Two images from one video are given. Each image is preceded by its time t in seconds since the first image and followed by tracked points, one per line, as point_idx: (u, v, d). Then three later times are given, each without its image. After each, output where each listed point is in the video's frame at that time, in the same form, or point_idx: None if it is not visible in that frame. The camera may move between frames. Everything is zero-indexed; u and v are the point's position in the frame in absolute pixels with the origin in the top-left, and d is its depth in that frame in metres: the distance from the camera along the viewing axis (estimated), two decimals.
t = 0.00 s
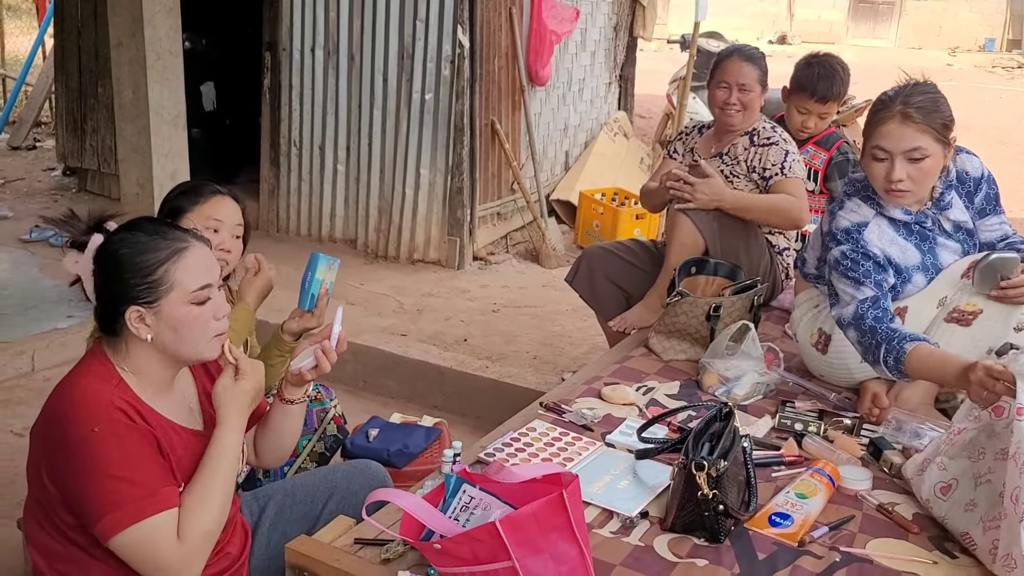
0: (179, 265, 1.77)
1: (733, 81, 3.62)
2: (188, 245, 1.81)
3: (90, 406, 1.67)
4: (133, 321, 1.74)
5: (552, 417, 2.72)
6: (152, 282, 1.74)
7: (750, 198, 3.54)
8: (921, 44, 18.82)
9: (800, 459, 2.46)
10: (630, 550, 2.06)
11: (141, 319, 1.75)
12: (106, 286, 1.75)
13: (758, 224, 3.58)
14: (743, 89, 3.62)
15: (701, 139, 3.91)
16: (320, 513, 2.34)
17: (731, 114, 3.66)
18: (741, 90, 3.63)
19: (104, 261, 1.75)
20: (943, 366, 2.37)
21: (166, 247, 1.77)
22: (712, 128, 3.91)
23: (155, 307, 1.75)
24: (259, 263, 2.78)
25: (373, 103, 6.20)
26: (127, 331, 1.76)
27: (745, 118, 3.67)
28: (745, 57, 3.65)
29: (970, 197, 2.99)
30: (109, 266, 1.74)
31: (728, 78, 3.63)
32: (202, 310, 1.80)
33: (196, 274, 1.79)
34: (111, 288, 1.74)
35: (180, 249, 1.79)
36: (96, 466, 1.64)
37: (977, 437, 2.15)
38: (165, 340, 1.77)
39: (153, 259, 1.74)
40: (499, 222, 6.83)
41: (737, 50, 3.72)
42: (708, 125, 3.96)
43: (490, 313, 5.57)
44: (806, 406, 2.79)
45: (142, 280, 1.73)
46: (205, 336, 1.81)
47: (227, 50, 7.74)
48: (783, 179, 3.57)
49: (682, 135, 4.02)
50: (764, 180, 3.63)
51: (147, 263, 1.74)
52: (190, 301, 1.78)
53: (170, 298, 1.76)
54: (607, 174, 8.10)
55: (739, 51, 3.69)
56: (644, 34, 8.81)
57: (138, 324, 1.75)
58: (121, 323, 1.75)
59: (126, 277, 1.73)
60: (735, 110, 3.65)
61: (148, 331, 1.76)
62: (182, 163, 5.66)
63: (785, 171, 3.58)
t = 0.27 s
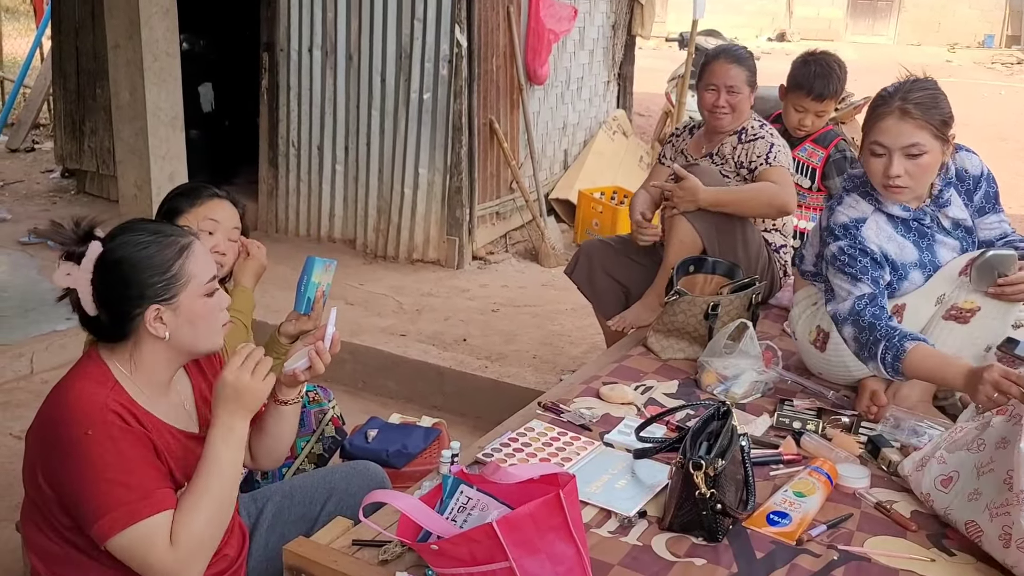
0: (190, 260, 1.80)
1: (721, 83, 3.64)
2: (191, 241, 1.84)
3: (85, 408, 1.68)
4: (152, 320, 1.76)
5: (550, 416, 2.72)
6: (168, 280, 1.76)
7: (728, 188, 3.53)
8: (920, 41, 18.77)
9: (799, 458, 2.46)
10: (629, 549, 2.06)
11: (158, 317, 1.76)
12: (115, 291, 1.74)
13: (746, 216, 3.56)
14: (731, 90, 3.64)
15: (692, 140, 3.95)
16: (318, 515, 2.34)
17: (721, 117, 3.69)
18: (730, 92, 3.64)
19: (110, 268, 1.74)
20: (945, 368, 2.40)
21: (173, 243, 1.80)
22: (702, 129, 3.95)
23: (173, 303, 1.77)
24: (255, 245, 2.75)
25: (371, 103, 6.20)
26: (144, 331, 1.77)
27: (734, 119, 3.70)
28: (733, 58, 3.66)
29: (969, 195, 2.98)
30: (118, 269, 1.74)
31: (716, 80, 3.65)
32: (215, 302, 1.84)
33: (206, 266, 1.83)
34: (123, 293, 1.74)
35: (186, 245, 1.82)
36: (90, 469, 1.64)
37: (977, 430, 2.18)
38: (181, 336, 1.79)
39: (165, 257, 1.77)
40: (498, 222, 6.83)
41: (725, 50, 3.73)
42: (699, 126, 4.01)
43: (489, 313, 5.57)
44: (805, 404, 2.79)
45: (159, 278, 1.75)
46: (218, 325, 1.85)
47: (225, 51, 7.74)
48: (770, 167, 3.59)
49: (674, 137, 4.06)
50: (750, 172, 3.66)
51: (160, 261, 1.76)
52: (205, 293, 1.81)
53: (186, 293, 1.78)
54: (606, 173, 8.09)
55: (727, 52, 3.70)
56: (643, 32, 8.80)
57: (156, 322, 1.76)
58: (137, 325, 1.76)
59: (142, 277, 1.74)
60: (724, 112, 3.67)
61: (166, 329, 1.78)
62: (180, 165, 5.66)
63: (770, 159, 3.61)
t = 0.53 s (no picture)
0: (194, 259, 1.81)
1: (696, 82, 3.61)
2: (192, 240, 1.84)
3: (77, 407, 1.67)
4: (156, 319, 1.75)
5: (548, 415, 2.71)
6: (174, 279, 1.76)
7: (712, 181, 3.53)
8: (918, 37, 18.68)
9: (796, 454, 2.45)
10: (626, 547, 2.06)
11: (162, 317, 1.76)
12: (121, 291, 1.72)
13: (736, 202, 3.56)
14: (707, 90, 3.61)
15: (670, 143, 3.95)
16: (315, 515, 2.34)
17: (697, 117, 3.67)
18: (705, 91, 3.61)
19: (114, 266, 1.72)
20: (941, 364, 2.40)
21: (178, 242, 1.80)
22: (679, 130, 3.94)
23: (178, 301, 1.77)
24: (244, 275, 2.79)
25: (368, 103, 6.20)
26: (147, 329, 1.76)
27: (710, 118, 3.68)
28: (707, 58, 3.64)
29: (966, 189, 2.97)
30: (125, 269, 1.72)
31: (692, 80, 3.62)
32: (215, 301, 1.85)
33: (208, 266, 1.84)
34: (128, 292, 1.72)
35: (189, 244, 1.82)
36: (86, 466, 1.64)
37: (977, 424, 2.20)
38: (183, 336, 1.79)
39: (171, 256, 1.77)
40: (496, 221, 6.83)
41: (697, 50, 3.70)
42: (674, 127, 4.00)
43: (487, 312, 5.56)
44: (802, 401, 2.79)
45: (166, 277, 1.75)
46: (216, 324, 1.85)
47: (220, 52, 7.73)
48: (747, 148, 3.60)
49: (652, 143, 4.05)
50: (728, 159, 3.67)
51: (167, 261, 1.76)
52: (206, 293, 1.82)
53: (190, 292, 1.79)
54: (603, 171, 8.08)
55: (701, 52, 3.67)
56: (640, 30, 8.79)
57: (159, 321, 1.76)
58: (140, 323, 1.75)
59: (150, 276, 1.74)
60: (700, 112, 3.64)
61: (168, 328, 1.78)
62: (176, 166, 5.66)
63: (746, 142, 3.62)
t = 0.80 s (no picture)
0: (198, 262, 1.81)
1: (670, 83, 3.57)
2: (196, 242, 1.84)
3: (73, 407, 1.67)
4: (156, 319, 1.75)
5: (545, 413, 2.71)
6: (178, 280, 1.76)
7: (693, 178, 3.54)
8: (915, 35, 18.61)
9: (793, 452, 2.45)
10: (623, 545, 2.06)
11: (163, 317, 1.76)
12: (123, 289, 1.72)
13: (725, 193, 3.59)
14: (680, 90, 3.57)
15: (646, 149, 3.90)
16: (312, 513, 2.34)
17: (672, 118, 3.63)
18: (679, 92, 3.58)
19: (118, 265, 1.72)
20: (929, 361, 2.41)
21: (184, 244, 1.81)
22: (653, 133, 3.90)
23: (179, 303, 1.77)
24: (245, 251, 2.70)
25: (366, 101, 6.19)
26: (146, 329, 1.76)
27: (685, 118, 3.65)
28: (678, 57, 3.60)
29: (963, 187, 2.97)
30: (129, 267, 1.73)
31: (665, 81, 3.58)
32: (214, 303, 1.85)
33: (211, 270, 1.84)
34: (131, 291, 1.72)
35: (192, 246, 1.83)
36: (85, 465, 1.63)
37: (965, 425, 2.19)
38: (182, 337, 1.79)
39: (175, 257, 1.77)
40: (494, 219, 6.83)
41: (666, 50, 3.66)
42: (648, 130, 3.95)
43: (485, 311, 5.56)
44: (800, 399, 2.79)
45: (169, 277, 1.75)
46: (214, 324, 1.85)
47: (217, 50, 7.72)
48: (723, 140, 3.58)
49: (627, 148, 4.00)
50: (706, 156, 3.63)
51: (171, 261, 1.76)
52: (207, 296, 1.82)
53: (192, 294, 1.79)
54: (601, 169, 8.08)
55: (670, 52, 3.63)
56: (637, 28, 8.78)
57: (159, 321, 1.75)
58: (141, 322, 1.75)
59: (153, 276, 1.74)
60: (675, 113, 3.61)
61: (167, 329, 1.77)
62: (173, 165, 5.65)
63: (721, 135, 3.60)
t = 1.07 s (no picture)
0: (202, 263, 1.83)
1: (644, 91, 3.57)
2: (200, 243, 1.86)
3: (74, 411, 1.69)
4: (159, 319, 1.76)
5: (544, 413, 2.73)
6: (182, 281, 1.78)
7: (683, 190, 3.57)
8: (912, 36, 18.60)
9: (791, 451, 2.47)
10: (623, 544, 2.07)
11: (166, 317, 1.77)
12: (128, 289, 1.74)
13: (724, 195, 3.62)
14: (656, 97, 3.58)
15: (630, 157, 3.90)
16: (314, 513, 2.35)
17: (650, 125, 3.64)
18: (654, 98, 3.58)
19: (124, 265, 1.74)
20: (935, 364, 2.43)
21: (189, 246, 1.83)
22: (635, 141, 3.89)
23: (183, 304, 1.79)
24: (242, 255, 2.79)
25: (365, 102, 6.21)
26: (149, 329, 1.77)
27: (663, 124, 3.65)
28: (650, 64, 3.60)
29: (959, 188, 2.99)
30: (134, 267, 1.75)
31: (639, 89, 3.57)
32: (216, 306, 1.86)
33: (214, 272, 1.86)
34: (136, 291, 1.74)
35: (197, 247, 1.84)
36: (85, 469, 1.65)
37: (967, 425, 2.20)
38: (185, 339, 1.80)
39: (180, 257, 1.79)
40: (493, 220, 6.85)
41: (639, 57, 3.65)
42: (630, 138, 3.94)
43: (485, 311, 5.57)
44: (797, 398, 2.81)
45: (174, 278, 1.77)
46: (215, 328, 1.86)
47: (217, 51, 7.74)
48: (702, 145, 3.58)
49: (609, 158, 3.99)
50: (690, 163, 3.65)
51: (176, 262, 1.78)
52: (210, 298, 1.84)
53: (195, 296, 1.80)
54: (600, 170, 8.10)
55: (643, 58, 3.62)
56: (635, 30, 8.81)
57: (162, 321, 1.77)
58: (144, 322, 1.76)
59: (159, 277, 1.75)
60: (653, 120, 3.62)
61: (170, 330, 1.78)
62: (174, 165, 5.67)
63: (700, 140, 3.60)
